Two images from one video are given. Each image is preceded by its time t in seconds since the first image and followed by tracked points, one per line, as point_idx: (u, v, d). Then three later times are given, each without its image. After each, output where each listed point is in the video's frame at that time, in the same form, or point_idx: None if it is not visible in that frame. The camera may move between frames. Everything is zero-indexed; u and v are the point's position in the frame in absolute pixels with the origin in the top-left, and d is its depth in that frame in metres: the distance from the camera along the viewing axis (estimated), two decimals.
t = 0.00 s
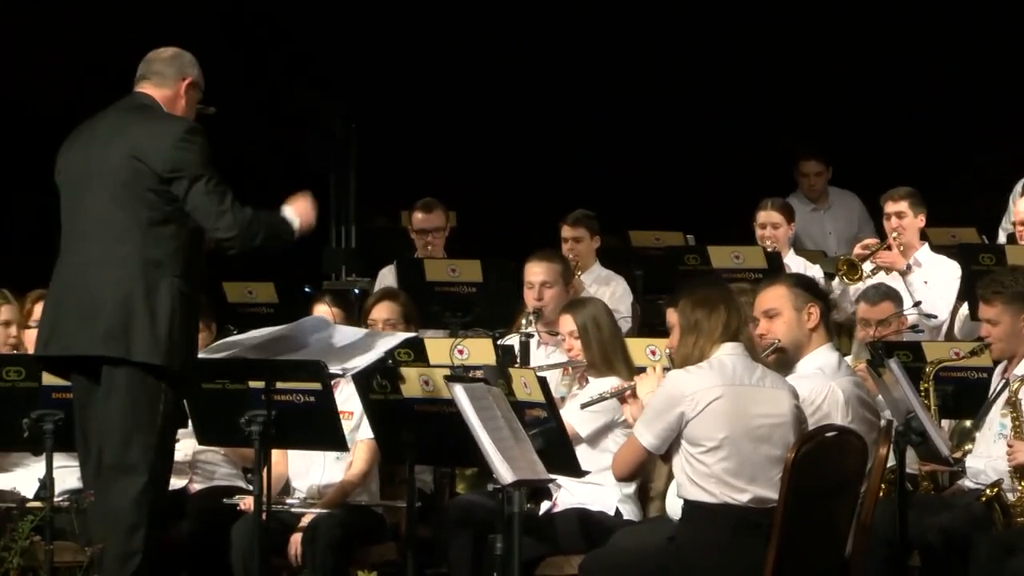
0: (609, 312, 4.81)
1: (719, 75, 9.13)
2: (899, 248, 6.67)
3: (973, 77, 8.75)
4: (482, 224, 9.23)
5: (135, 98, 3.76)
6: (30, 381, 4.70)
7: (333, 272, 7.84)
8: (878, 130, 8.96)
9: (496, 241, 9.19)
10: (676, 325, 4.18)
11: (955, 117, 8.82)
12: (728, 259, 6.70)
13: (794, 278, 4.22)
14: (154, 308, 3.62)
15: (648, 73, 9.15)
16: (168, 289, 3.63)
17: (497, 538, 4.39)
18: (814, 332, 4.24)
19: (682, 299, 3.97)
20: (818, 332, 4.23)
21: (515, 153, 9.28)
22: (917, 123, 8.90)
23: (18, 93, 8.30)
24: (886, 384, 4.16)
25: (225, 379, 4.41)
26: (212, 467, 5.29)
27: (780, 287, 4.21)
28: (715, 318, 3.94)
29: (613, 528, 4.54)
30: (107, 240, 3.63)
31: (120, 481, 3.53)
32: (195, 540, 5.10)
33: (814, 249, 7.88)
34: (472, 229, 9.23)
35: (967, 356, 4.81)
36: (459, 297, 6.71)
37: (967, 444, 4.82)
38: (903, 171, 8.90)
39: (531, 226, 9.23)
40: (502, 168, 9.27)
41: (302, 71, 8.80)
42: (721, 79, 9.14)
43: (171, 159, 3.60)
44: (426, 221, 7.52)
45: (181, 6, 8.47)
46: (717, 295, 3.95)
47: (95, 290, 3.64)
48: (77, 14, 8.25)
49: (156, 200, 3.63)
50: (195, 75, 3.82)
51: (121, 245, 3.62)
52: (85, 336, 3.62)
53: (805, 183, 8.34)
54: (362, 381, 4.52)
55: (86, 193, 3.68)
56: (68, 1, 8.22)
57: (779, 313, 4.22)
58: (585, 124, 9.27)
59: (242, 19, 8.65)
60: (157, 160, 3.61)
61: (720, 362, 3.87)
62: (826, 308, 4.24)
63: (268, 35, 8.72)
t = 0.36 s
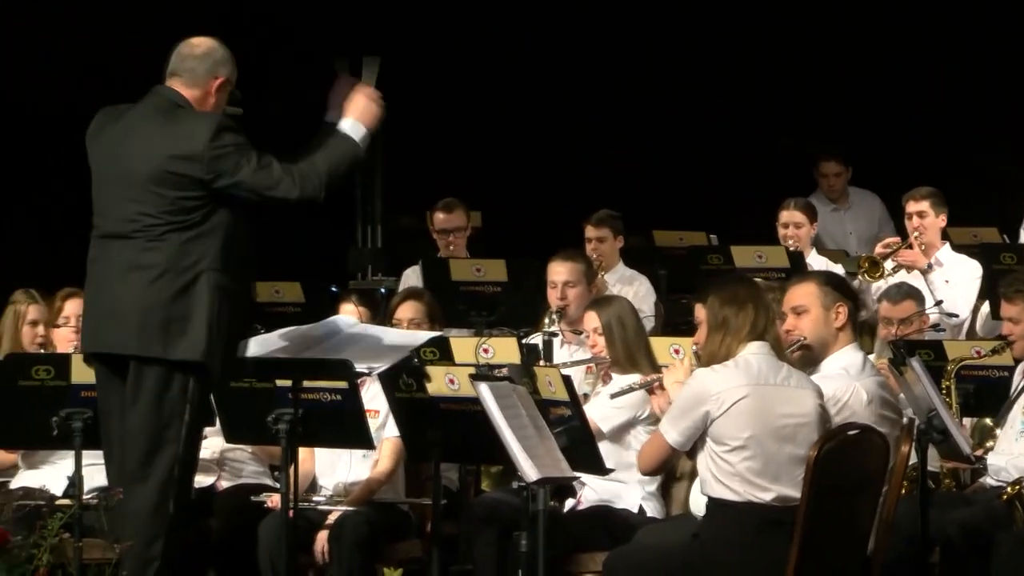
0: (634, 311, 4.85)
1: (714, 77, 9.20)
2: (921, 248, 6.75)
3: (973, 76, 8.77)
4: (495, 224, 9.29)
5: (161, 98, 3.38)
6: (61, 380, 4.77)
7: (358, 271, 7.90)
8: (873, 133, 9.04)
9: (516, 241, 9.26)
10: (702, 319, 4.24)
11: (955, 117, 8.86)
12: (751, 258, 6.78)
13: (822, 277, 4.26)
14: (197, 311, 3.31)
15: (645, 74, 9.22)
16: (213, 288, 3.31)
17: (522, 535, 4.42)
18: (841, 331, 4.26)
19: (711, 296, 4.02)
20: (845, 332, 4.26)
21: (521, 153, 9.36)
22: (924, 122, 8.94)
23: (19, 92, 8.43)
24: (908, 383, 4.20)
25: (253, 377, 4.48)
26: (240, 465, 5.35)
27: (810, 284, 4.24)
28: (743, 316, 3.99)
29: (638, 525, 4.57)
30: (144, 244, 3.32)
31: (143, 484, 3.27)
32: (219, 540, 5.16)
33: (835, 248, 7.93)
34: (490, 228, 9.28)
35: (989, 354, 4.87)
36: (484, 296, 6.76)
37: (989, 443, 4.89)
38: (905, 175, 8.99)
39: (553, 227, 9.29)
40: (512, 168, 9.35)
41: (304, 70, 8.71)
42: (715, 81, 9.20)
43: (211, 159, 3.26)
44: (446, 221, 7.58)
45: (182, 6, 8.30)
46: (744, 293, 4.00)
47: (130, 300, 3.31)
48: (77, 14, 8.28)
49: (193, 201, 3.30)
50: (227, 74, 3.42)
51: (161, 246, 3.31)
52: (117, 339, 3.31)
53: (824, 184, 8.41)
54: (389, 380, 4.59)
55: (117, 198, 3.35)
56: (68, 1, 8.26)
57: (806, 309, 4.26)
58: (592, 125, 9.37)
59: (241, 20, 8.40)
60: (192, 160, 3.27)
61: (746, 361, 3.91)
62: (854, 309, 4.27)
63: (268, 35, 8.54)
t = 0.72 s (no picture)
0: (648, 311, 4.88)
1: (716, 76, 9.27)
2: (932, 247, 6.78)
3: (973, 76, 8.95)
4: (508, 224, 9.34)
5: (183, 105, 3.53)
6: (78, 380, 4.84)
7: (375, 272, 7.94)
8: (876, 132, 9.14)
9: (531, 241, 9.31)
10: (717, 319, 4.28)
11: (960, 114, 8.98)
12: (764, 258, 6.84)
13: (834, 276, 4.28)
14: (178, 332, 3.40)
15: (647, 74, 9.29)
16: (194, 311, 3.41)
17: (536, 533, 4.42)
18: (853, 331, 4.29)
19: (725, 295, 4.06)
20: (857, 331, 4.29)
21: (529, 152, 9.37)
22: (932, 120, 9.03)
23: (18, 94, 8.23)
24: (920, 382, 4.23)
25: (268, 377, 4.50)
26: (257, 463, 5.39)
27: (823, 284, 4.27)
28: (756, 316, 4.03)
29: (651, 523, 4.61)
30: (136, 254, 3.43)
31: (154, 491, 3.31)
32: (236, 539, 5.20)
33: (847, 247, 7.97)
34: (502, 228, 9.32)
35: (1000, 354, 4.93)
36: (499, 296, 6.79)
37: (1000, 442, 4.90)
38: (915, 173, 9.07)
39: (567, 226, 9.33)
40: (521, 167, 9.35)
41: (304, 70, 8.83)
42: (716, 81, 9.28)
43: (210, 179, 3.39)
44: (461, 222, 7.62)
45: (182, 7, 8.51)
46: (758, 292, 4.02)
47: (120, 305, 3.43)
48: (77, 14, 8.29)
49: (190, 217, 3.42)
50: (253, 84, 3.58)
51: (153, 256, 3.42)
52: (110, 343, 3.41)
53: (835, 184, 8.47)
54: (404, 379, 4.59)
55: (122, 201, 3.47)
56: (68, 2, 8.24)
57: (819, 309, 4.29)
58: (598, 126, 9.38)
59: (242, 18, 8.63)
60: (193, 178, 3.40)
61: (760, 361, 3.94)
62: (866, 308, 4.29)
63: (268, 35, 8.73)
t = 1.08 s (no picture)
0: (650, 312, 4.92)
1: (717, 76, 9.28)
2: (934, 248, 6.86)
3: (976, 76, 8.97)
4: (512, 224, 9.38)
5: (184, 101, 3.44)
6: (86, 379, 4.88)
7: (381, 272, 7.97)
8: (877, 131, 9.19)
9: (534, 241, 9.35)
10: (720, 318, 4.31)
11: (962, 113, 9.02)
12: (766, 258, 6.89)
13: (831, 276, 4.31)
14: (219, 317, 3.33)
15: (648, 73, 9.31)
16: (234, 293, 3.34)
17: (540, 532, 4.44)
18: (851, 330, 4.32)
19: (728, 295, 4.08)
20: (855, 330, 4.31)
21: (533, 152, 9.39)
22: (933, 119, 9.07)
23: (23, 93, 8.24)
24: (921, 381, 4.26)
25: (274, 376, 4.54)
26: (263, 462, 5.43)
27: (821, 284, 4.30)
28: (759, 315, 4.06)
29: (655, 522, 4.64)
30: (161, 249, 3.35)
31: (165, 488, 3.29)
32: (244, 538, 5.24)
33: (850, 248, 8.02)
34: (506, 228, 9.36)
35: (1001, 354, 4.96)
36: (505, 297, 6.83)
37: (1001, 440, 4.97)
38: (917, 172, 9.12)
39: (572, 228, 9.37)
40: (525, 167, 9.39)
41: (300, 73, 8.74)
42: (717, 81, 9.29)
43: (228, 162, 3.30)
44: (468, 223, 7.65)
45: (181, 9, 8.35)
46: (761, 293, 4.04)
47: (153, 304, 3.34)
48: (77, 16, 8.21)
49: (212, 206, 3.34)
50: (248, 74, 3.49)
51: (180, 250, 3.34)
52: (143, 345, 3.34)
53: (836, 185, 8.50)
54: (409, 379, 4.64)
55: (137, 205, 3.39)
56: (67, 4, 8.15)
57: (817, 309, 4.33)
58: (598, 127, 9.40)
59: (243, 19, 8.42)
60: (210, 166, 3.31)
61: (763, 361, 3.97)
62: (864, 306, 4.33)
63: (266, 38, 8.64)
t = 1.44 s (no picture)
0: (657, 311, 4.95)
1: (722, 75, 9.32)
2: (940, 248, 6.87)
3: (978, 75, 9.02)
4: (521, 223, 9.42)
5: (195, 103, 3.48)
6: (98, 377, 4.92)
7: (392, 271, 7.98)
8: (877, 131, 9.23)
9: (542, 240, 9.37)
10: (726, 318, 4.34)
11: (962, 113, 9.07)
12: (773, 257, 6.92)
13: (830, 276, 4.34)
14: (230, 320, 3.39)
15: (653, 74, 9.35)
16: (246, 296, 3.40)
17: (549, 530, 4.42)
18: (852, 328, 4.38)
19: (734, 294, 4.10)
20: (856, 328, 4.37)
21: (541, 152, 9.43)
22: (936, 118, 9.11)
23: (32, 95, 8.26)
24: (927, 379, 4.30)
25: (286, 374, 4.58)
26: (274, 460, 5.47)
27: (819, 285, 4.33)
28: (766, 314, 4.08)
29: (664, 519, 4.68)
30: (172, 253, 3.40)
31: (181, 487, 3.34)
32: (255, 533, 5.27)
33: (857, 248, 8.05)
34: (514, 227, 9.39)
35: (1006, 352, 4.90)
36: (513, 296, 6.86)
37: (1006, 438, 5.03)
38: (919, 171, 9.16)
39: (581, 227, 9.41)
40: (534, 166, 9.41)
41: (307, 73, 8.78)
42: (722, 80, 9.33)
43: (243, 169, 3.36)
44: (480, 222, 7.69)
45: (181, 9, 8.26)
46: (767, 291, 4.07)
47: (166, 305, 3.40)
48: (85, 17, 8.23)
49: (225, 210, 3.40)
50: (251, 74, 3.55)
51: (191, 253, 3.39)
52: (153, 346, 3.39)
53: (843, 184, 8.52)
54: (419, 376, 4.66)
55: (149, 207, 3.43)
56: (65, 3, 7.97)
57: (817, 309, 4.36)
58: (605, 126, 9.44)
59: (242, 17, 8.47)
60: (225, 170, 3.37)
61: (770, 359, 4.01)
62: (863, 305, 4.37)
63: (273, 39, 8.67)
